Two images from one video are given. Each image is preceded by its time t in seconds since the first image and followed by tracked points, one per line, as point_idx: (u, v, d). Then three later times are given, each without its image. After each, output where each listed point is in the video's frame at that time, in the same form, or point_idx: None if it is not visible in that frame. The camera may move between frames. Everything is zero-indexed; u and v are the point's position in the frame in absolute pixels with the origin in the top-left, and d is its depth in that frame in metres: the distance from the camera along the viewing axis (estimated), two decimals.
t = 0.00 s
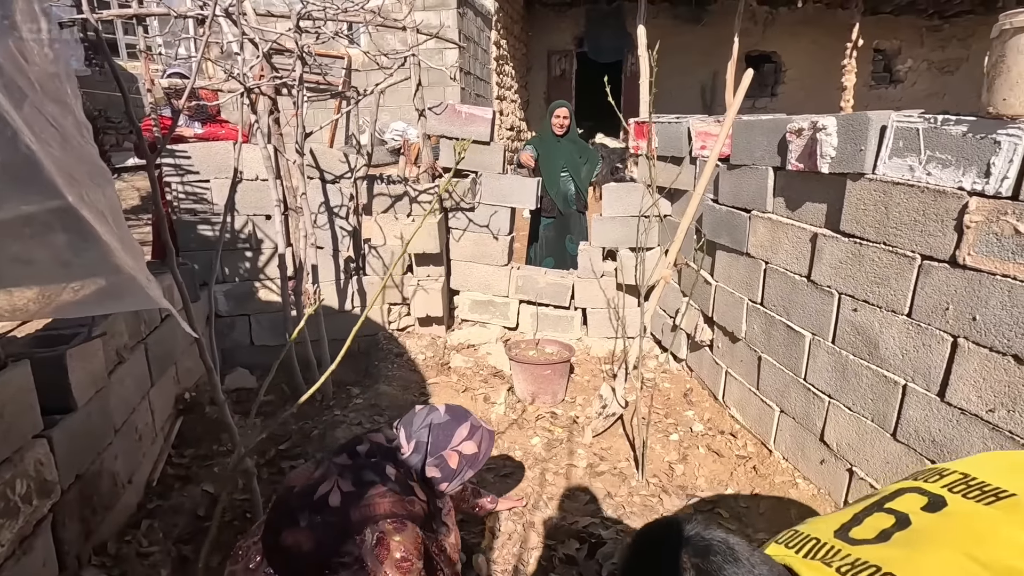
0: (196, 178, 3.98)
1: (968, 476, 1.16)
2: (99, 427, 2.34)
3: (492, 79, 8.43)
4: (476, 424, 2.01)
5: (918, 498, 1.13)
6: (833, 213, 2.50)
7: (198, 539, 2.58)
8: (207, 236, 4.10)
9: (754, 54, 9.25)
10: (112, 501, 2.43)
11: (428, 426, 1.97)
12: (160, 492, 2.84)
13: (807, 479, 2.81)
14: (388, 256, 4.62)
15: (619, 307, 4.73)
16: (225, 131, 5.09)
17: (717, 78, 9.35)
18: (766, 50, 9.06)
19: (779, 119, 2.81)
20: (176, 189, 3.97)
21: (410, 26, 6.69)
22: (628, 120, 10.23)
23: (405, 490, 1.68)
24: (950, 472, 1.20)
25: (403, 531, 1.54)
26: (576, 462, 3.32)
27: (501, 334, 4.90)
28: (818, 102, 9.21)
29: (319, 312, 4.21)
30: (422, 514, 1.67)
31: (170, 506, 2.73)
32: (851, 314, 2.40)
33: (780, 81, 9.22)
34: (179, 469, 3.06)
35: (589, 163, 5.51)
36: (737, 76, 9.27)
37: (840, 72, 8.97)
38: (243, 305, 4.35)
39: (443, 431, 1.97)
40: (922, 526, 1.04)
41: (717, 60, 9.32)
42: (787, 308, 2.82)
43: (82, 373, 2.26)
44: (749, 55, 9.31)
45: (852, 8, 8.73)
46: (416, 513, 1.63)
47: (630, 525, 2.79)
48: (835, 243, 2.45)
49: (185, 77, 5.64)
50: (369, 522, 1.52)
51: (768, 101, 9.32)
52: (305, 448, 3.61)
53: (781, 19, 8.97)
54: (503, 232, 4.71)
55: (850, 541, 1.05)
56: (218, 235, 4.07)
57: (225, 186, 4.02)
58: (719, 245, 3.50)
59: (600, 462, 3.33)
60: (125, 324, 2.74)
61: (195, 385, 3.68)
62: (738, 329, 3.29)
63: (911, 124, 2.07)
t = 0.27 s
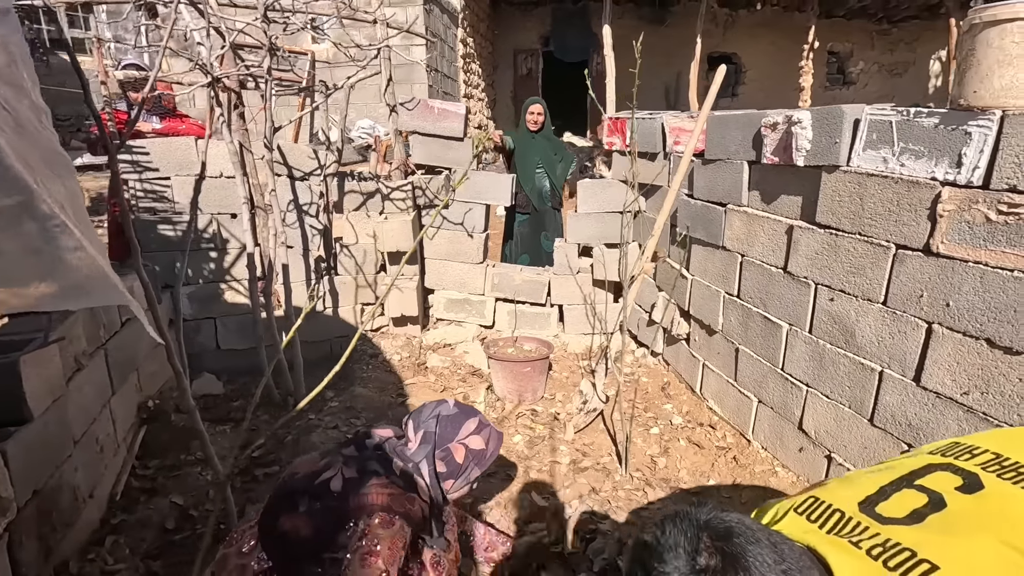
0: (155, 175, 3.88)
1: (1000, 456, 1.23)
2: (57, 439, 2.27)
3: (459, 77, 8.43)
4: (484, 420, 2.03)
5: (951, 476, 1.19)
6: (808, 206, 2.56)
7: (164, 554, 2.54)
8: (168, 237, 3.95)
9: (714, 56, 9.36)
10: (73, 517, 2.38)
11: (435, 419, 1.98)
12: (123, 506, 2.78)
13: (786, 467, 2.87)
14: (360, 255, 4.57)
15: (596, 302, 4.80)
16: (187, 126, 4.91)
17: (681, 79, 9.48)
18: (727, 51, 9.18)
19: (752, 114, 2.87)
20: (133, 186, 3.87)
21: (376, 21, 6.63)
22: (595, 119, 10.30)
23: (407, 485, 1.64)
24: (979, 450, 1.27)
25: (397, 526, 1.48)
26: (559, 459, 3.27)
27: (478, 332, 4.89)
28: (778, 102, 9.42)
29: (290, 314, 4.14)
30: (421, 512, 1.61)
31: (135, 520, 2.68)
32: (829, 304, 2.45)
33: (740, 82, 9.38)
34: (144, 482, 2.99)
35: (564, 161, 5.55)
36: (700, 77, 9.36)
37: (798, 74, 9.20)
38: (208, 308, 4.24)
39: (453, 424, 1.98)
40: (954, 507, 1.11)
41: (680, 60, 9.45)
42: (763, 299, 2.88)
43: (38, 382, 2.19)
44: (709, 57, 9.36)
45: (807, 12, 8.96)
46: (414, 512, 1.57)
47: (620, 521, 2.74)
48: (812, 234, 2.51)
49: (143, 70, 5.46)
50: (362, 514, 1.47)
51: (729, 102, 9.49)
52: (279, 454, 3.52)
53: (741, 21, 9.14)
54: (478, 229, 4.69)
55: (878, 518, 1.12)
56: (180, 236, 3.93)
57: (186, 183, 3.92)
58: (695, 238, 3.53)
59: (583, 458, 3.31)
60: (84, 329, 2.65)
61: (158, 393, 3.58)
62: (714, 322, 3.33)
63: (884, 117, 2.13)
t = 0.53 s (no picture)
0: (136, 171, 3.80)
1: None
2: (45, 448, 2.23)
3: (441, 72, 8.43)
4: (498, 413, 2.28)
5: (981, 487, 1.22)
6: (809, 199, 2.58)
7: (159, 565, 2.51)
8: (151, 235, 3.81)
9: (694, 52, 9.35)
10: (64, 529, 2.33)
11: (453, 409, 2.20)
12: (115, 516, 2.73)
13: (787, 459, 2.89)
14: (351, 254, 4.47)
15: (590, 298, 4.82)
16: (169, 118, 4.75)
17: (660, 75, 9.46)
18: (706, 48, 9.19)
19: (752, 108, 2.88)
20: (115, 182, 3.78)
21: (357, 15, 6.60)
22: (578, 116, 10.31)
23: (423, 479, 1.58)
24: (1003, 458, 1.29)
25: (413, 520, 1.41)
26: (561, 456, 3.24)
27: (472, 330, 4.86)
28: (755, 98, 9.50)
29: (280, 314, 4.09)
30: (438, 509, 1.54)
31: (128, 531, 2.64)
32: (832, 297, 2.48)
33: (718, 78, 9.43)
34: (134, 489, 2.94)
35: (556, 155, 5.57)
36: (680, 74, 9.36)
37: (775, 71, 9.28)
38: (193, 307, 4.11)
39: (470, 416, 2.20)
40: (986, 516, 1.13)
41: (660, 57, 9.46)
42: (763, 293, 2.90)
43: (25, 390, 2.15)
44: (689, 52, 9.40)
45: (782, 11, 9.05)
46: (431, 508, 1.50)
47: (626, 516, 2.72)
48: (814, 228, 2.54)
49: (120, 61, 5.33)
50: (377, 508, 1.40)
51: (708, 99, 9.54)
52: (275, 457, 3.46)
53: (719, 19, 9.14)
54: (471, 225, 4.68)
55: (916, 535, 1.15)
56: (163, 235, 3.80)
57: (169, 179, 3.82)
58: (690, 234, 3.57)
59: (584, 454, 3.30)
60: (69, 332, 2.60)
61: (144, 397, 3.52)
62: (713, 316, 3.35)
63: (890, 111, 2.16)
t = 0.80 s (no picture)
0: (124, 165, 3.72)
1: None
2: (40, 453, 2.20)
3: (428, 65, 8.40)
4: (505, 403, 1.90)
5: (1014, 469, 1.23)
6: (814, 191, 2.59)
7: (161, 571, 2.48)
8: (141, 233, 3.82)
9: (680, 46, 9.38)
10: (62, 536, 2.30)
11: (455, 403, 1.88)
12: (112, 521, 2.69)
13: (790, 451, 2.91)
14: (347, 249, 4.45)
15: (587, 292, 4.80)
16: (157, 111, 4.65)
17: (647, 69, 9.46)
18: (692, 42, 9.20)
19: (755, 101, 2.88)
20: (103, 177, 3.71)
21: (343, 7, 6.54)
22: (566, 110, 10.30)
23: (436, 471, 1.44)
24: None
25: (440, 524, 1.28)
26: (565, 450, 3.24)
27: (468, 325, 4.86)
28: (741, 91, 9.55)
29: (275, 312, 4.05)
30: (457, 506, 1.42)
31: (128, 536, 2.60)
32: (836, 289, 2.51)
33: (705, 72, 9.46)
34: (131, 493, 2.90)
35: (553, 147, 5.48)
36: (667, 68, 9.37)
37: (760, 65, 9.32)
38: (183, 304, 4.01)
39: (472, 409, 1.85)
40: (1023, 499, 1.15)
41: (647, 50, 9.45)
42: (765, 286, 2.92)
43: (19, 394, 2.11)
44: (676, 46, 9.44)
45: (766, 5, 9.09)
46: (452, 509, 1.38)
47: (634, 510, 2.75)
48: (818, 220, 2.55)
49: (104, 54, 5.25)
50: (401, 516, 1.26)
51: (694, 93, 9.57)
52: (275, 458, 3.42)
53: (706, 12, 9.13)
54: (467, 220, 4.71)
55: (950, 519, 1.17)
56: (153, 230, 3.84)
57: (158, 173, 3.74)
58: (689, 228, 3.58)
59: (588, 448, 3.30)
60: (61, 333, 2.55)
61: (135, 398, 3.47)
62: (713, 310, 3.36)
63: (896, 104, 2.17)
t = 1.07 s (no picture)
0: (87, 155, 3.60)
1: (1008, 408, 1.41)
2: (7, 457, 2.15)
3: (399, 51, 8.29)
4: (498, 413, 1.88)
5: (971, 434, 1.37)
6: (790, 175, 2.63)
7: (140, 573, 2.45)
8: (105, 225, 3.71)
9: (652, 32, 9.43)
10: (34, 542, 2.25)
11: (447, 410, 1.83)
12: (87, 523, 2.64)
13: (769, 431, 2.98)
14: (323, 240, 4.40)
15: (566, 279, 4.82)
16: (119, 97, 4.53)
17: (620, 55, 9.45)
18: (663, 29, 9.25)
19: (733, 87, 2.90)
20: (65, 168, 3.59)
21: None
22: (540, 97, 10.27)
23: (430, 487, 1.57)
24: (988, 408, 1.45)
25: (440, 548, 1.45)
26: (550, 437, 3.27)
27: (448, 315, 4.85)
28: (711, 78, 9.63)
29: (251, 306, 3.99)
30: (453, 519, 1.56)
31: (104, 538, 2.56)
32: (813, 272, 2.56)
33: (677, 59, 9.51)
34: (107, 494, 2.84)
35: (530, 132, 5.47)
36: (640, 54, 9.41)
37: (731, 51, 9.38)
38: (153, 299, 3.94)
39: (467, 416, 1.84)
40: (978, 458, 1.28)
41: (620, 36, 9.43)
42: (744, 270, 2.97)
43: None
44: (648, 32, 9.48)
45: None
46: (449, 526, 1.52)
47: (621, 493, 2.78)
48: (795, 205, 2.60)
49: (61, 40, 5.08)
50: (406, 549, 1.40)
51: (667, 80, 9.61)
52: (255, 453, 3.38)
53: None
54: (445, 209, 4.65)
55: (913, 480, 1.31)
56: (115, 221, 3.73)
57: (123, 162, 3.64)
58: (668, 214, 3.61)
59: (572, 434, 3.34)
60: (25, 331, 2.48)
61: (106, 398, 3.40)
62: (693, 294, 3.40)
63: (872, 88, 2.21)
